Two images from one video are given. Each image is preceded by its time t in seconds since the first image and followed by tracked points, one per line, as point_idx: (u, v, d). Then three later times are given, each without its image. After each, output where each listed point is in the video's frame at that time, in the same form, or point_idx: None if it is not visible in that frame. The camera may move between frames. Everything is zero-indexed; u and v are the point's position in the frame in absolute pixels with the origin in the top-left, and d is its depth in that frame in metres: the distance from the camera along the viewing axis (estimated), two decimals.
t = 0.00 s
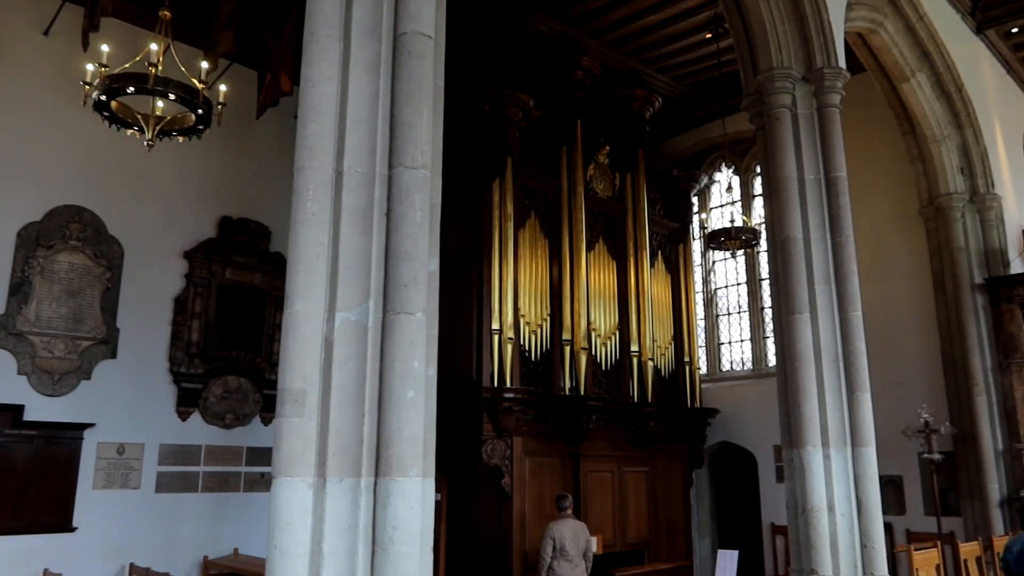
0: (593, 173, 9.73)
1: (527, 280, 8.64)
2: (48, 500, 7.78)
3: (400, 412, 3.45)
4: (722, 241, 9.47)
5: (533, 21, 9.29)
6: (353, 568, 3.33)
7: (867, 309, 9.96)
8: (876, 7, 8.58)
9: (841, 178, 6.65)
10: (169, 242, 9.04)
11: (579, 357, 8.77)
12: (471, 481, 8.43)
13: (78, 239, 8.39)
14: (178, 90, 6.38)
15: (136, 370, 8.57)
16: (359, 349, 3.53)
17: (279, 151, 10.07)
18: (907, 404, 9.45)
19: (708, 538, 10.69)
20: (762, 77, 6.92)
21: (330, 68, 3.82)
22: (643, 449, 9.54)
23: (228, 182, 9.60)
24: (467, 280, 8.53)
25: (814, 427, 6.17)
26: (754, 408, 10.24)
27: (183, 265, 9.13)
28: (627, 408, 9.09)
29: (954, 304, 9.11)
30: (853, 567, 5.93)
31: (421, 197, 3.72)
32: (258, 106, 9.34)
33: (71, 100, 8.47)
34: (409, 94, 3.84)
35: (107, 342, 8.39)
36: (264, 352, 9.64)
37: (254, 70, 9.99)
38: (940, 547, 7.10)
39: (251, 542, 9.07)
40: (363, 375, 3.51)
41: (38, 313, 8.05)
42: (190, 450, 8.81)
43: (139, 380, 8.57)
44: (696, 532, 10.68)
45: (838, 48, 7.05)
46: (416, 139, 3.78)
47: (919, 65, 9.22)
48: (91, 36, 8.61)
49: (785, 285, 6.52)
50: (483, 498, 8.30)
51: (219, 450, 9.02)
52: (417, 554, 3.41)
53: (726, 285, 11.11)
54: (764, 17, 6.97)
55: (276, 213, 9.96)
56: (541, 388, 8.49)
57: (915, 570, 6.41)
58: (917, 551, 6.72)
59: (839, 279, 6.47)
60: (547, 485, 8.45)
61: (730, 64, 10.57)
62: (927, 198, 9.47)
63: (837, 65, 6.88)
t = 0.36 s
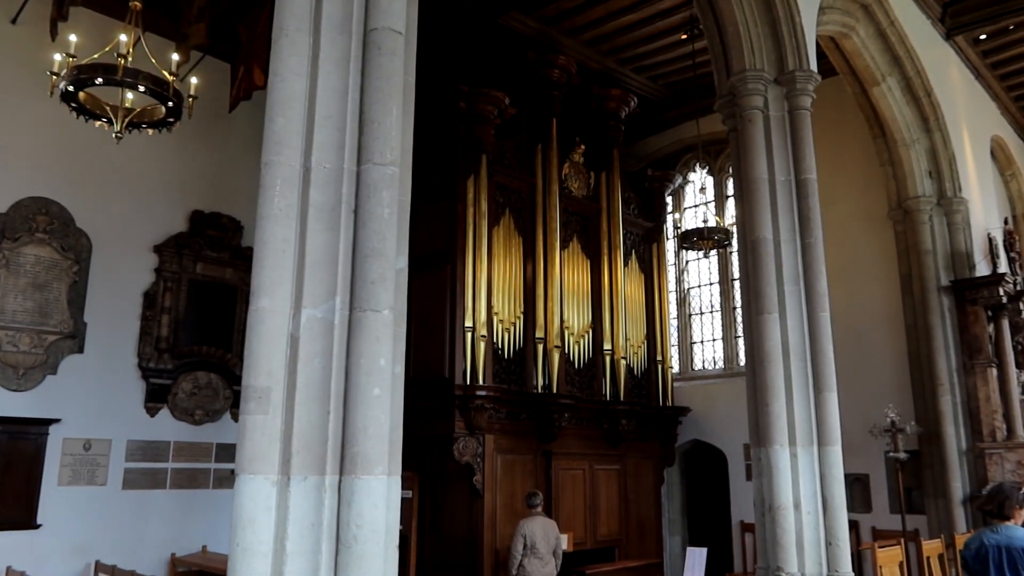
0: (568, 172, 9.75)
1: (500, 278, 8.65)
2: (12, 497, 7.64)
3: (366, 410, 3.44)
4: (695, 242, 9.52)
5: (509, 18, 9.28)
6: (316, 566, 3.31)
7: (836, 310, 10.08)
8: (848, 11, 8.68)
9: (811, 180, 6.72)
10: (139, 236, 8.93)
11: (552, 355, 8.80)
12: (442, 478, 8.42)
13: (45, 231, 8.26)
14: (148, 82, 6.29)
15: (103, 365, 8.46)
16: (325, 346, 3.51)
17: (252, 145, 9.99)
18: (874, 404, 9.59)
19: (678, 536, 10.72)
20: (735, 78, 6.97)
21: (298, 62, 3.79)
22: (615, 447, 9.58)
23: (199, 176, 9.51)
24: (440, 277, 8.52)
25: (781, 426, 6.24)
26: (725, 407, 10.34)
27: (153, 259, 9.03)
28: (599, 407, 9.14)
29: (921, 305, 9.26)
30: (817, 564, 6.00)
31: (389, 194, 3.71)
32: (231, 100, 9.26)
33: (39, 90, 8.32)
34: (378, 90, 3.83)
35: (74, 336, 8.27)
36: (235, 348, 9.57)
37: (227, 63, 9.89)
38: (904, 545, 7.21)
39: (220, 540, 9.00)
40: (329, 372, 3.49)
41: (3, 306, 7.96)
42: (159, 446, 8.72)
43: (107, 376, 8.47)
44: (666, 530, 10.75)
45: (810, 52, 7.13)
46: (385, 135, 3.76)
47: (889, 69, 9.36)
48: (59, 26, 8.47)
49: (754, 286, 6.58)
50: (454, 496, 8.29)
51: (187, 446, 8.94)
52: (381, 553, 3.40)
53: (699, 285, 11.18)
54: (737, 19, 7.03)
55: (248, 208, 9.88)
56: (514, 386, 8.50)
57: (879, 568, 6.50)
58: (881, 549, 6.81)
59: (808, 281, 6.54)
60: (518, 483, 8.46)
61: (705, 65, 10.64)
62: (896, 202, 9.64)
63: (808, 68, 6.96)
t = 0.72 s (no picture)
0: (553, 173, 9.74)
1: (483, 279, 8.63)
2: None
3: (338, 411, 3.41)
4: (679, 243, 9.51)
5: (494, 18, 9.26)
6: (286, 570, 3.27)
7: (818, 315, 10.17)
8: (830, 14, 8.72)
9: (792, 183, 6.73)
10: (119, 234, 8.84)
11: (535, 356, 8.78)
12: (424, 479, 8.38)
13: (23, 229, 8.16)
14: (125, 78, 6.22)
15: (82, 365, 8.37)
16: (297, 347, 3.48)
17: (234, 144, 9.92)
18: (854, 406, 9.66)
19: (660, 536, 10.77)
20: (716, 80, 6.98)
21: (272, 61, 3.75)
22: (598, 448, 9.57)
23: (180, 175, 9.43)
24: (422, 277, 8.49)
25: (761, 427, 6.24)
26: (707, 408, 10.36)
27: (133, 257, 8.94)
28: (581, 408, 9.13)
29: (901, 307, 9.32)
30: (795, 565, 6.01)
31: (363, 194, 3.68)
32: (212, 98, 9.20)
33: (16, 86, 8.22)
34: (353, 89, 3.80)
35: (52, 335, 8.17)
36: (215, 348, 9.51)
37: (208, 61, 9.82)
38: (882, 546, 7.24)
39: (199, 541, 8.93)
40: (300, 374, 3.45)
41: None
42: (137, 447, 8.64)
43: (85, 375, 8.38)
44: (648, 531, 10.76)
45: (791, 54, 7.15)
46: (359, 135, 3.74)
47: (871, 73, 9.40)
48: (37, 21, 8.37)
49: (735, 288, 6.59)
50: (436, 497, 8.26)
51: (166, 447, 8.87)
52: (352, 555, 3.36)
53: (683, 286, 11.21)
54: (719, 22, 7.05)
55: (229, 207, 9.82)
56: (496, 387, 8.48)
57: (857, 569, 6.53)
58: (859, 551, 6.83)
59: (788, 283, 6.55)
60: (500, 484, 8.43)
61: (688, 67, 10.66)
62: (878, 205, 9.70)
63: (789, 71, 6.97)
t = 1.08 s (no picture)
0: (537, 175, 9.72)
1: (466, 280, 8.60)
2: None
3: (305, 411, 3.37)
4: (662, 246, 9.50)
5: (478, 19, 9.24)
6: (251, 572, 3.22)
7: (799, 320, 10.28)
8: (813, 19, 8.74)
9: (772, 186, 6.74)
10: (98, 232, 8.76)
11: (516, 358, 8.75)
12: (404, 481, 8.33)
13: None
14: (103, 74, 6.16)
15: (59, 364, 8.27)
16: (266, 346, 3.43)
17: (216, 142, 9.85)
18: (835, 410, 9.74)
19: (642, 539, 10.79)
20: (699, 83, 6.99)
21: (244, 55, 3.71)
22: (580, 451, 9.54)
23: (161, 173, 9.35)
24: (404, 278, 8.45)
25: (740, 431, 6.24)
26: (689, 411, 10.36)
27: (112, 256, 8.86)
28: (563, 410, 9.10)
29: (882, 312, 9.36)
30: (773, 568, 6.02)
31: (335, 191, 3.65)
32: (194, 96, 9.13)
33: None
34: (326, 86, 3.76)
35: (28, 334, 8.08)
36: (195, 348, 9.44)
37: (191, 58, 9.75)
38: (860, 550, 7.23)
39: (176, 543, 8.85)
40: (268, 373, 3.41)
41: None
42: (114, 447, 8.56)
43: (61, 374, 8.28)
44: (630, 533, 10.75)
45: (773, 58, 7.17)
46: (332, 132, 3.70)
47: (854, 77, 9.44)
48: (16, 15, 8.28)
49: (715, 290, 6.58)
50: (416, 499, 8.22)
51: (144, 447, 8.78)
52: (319, 557, 3.32)
53: (666, 290, 11.23)
54: (702, 25, 7.06)
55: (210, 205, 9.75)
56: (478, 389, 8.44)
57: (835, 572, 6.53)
58: (837, 554, 6.84)
59: (768, 287, 6.56)
60: (480, 486, 8.39)
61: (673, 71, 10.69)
62: (860, 209, 9.74)
63: (772, 75, 6.98)
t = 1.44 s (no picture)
0: (510, 175, 9.71)
1: (438, 281, 8.56)
2: None
3: (261, 411, 3.32)
4: (633, 248, 9.52)
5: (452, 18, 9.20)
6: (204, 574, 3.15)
7: (770, 324, 10.39)
8: (786, 25, 8.81)
9: (742, 190, 6.77)
10: (63, 228, 8.60)
11: (488, 359, 8.72)
12: (373, 482, 8.27)
13: None
14: (67, 67, 6.05)
15: (21, 362, 8.11)
16: (222, 343, 3.37)
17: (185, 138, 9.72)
18: (804, 412, 9.86)
19: (612, 541, 10.75)
20: (670, 86, 7.00)
21: (205, 48, 3.64)
22: (551, 452, 9.52)
23: (128, 169, 9.21)
24: (374, 277, 8.38)
25: (708, 432, 6.25)
26: (660, 413, 10.40)
27: (78, 252, 8.70)
28: (534, 412, 9.08)
29: (851, 315, 9.45)
30: (739, 570, 6.03)
31: (295, 187, 3.60)
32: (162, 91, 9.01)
33: None
34: (288, 80, 3.71)
35: None
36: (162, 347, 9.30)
37: (160, 53, 9.61)
38: (827, 551, 7.27)
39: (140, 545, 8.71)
40: (224, 371, 3.35)
41: None
42: (77, 447, 8.40)
43: (24, 373, 8.11)
44: (600, 535, 10.75)
45: (745, 61, 7.20)
46: (293, 127, 3.66)
47: (825, 83, 9.51)
48: None
49: (684, 292, 6.60)
50: (385, 500, 8.15)
51: (108, 448, 8.64)
52: (274, 559, 3.26)
53: (638, 292, 11.28)
54: (675, 28, 7.08)
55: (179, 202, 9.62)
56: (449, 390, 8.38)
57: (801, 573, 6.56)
58: (804, 555, 6.88)
59: (737, 289, 6.59)
60: (450, 488, 8.34)
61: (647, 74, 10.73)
62: (830, 214, 9.84)
63: (742, 78, 7.01)
